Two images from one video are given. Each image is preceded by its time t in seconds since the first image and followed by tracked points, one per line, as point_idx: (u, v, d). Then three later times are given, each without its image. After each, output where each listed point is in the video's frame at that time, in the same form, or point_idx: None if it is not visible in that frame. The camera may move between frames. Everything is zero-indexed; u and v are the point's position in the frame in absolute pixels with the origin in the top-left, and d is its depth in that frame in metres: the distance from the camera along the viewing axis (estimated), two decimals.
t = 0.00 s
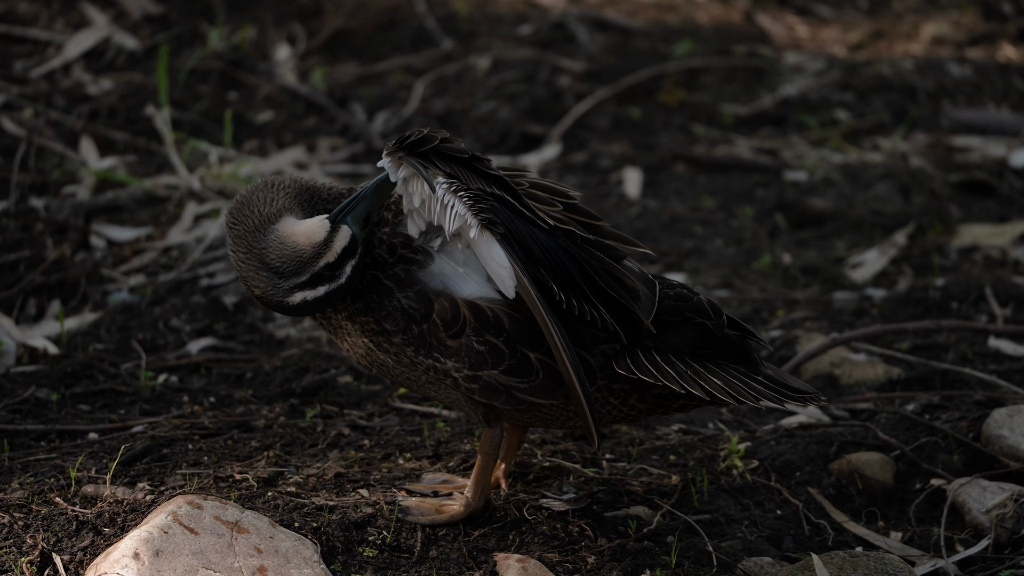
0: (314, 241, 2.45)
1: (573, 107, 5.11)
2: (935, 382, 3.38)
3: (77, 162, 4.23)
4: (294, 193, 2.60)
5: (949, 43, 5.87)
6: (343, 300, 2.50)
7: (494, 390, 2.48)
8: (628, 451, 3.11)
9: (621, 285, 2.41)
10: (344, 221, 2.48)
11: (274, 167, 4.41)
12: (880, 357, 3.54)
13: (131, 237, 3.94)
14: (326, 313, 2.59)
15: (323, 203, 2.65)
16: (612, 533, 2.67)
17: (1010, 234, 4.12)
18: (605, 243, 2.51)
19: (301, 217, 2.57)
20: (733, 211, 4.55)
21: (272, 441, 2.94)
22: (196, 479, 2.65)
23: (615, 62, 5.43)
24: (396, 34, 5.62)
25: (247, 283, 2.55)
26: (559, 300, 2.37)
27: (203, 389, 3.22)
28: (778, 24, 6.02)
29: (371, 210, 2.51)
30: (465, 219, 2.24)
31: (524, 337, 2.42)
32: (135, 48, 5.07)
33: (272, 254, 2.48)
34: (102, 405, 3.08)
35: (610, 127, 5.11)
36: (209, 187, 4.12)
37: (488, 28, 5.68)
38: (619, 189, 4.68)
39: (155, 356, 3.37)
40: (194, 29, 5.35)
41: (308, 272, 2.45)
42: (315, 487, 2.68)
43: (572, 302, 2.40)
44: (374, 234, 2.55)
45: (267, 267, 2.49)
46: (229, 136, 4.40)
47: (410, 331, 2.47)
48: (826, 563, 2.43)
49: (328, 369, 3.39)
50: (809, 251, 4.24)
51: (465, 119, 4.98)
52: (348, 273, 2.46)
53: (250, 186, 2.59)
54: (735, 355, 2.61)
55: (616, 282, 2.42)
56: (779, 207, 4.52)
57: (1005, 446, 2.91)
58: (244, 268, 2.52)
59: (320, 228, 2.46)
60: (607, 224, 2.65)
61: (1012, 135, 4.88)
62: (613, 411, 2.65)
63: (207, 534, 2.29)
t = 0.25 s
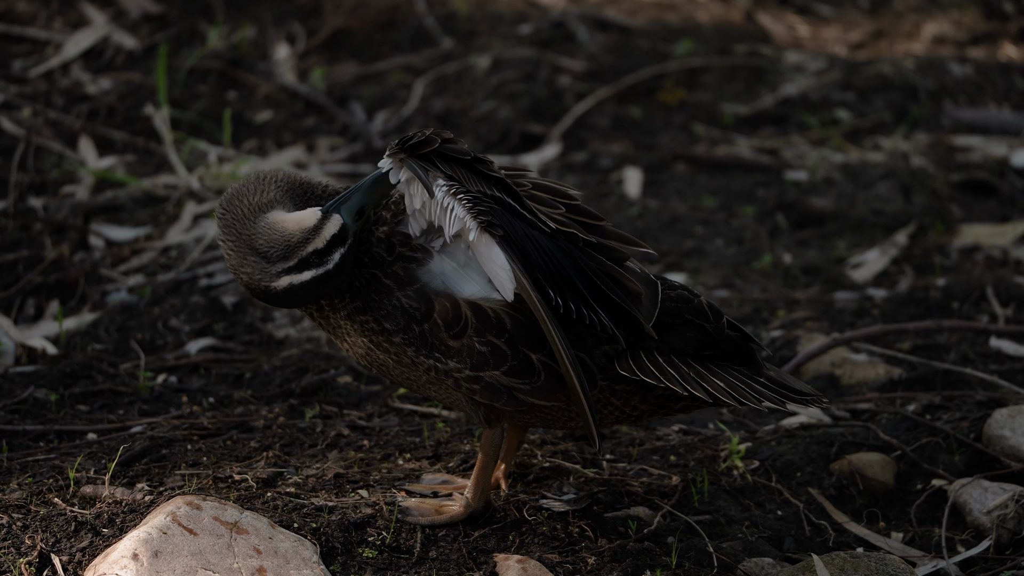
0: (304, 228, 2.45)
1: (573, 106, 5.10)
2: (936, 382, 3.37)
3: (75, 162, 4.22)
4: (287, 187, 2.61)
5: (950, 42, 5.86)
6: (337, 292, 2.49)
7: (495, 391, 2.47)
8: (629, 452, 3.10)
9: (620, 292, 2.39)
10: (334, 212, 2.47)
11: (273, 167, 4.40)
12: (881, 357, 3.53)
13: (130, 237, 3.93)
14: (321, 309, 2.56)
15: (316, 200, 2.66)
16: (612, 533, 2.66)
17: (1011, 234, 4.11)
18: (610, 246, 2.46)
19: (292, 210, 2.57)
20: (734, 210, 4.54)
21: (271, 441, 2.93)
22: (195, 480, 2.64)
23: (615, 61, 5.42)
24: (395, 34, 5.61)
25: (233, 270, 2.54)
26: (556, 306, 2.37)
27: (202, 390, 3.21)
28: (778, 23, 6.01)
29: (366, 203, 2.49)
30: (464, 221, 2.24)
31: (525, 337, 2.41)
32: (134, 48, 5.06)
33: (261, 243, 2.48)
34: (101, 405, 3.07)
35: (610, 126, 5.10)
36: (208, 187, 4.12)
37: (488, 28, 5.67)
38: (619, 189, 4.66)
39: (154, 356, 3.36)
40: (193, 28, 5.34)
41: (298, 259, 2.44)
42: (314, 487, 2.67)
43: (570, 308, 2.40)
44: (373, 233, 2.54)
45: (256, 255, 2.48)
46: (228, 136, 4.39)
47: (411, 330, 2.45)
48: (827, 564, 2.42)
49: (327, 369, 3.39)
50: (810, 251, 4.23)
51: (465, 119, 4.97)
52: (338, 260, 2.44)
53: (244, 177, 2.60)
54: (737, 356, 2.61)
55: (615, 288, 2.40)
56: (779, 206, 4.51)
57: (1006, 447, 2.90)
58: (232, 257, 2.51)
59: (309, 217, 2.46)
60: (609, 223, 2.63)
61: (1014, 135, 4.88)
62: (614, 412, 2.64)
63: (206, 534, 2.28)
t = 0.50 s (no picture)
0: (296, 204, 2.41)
1: (573, 106, 5.10)
2: (937, 382, 3.36)
3: (74, 162, 4.21)
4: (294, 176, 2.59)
5: (951, 42, 5.85)
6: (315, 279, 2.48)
7: (497, 392, 2.46)
8: (629, 452, 3.09)
9: (624, 290, 2.40)
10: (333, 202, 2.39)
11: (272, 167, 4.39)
12: (882, 357, 3.52)
13: (129, 237, 3.92)
14: (321, 309, 2.53)
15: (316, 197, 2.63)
16: (613, 534, 2.65)
17: (1012, 234, 4.10)
18: (611, 242, 2.46)
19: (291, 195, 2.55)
20: (734, 210, 4.53)
21: (270, 442, 2.92)
22: (194, 480, 2.63)
23: (615, 61, 5.42)
24: (395, 33, 5.60)
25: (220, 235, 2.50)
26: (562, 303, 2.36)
27: (202, 390, 3.20)
28: (779, 22, 6.01)
29: (366, 203, 2.37)
30: (463, 231, 2.22)
31: (528, 339, 2.41)
32: (133, 47, 5.05)
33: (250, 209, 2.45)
34: (100, 405, 3.06)
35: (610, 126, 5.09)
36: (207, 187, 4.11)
37: (488, 27, 5.67)
38: (619, 188, 4.65)
39: (153, 356, 3.35)
40: (192, 27, 5.33)
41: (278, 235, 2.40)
42: (313, 488, 2.66)
43: (575, 302, 2.39)
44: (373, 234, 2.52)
45: (241, 219, 2.44)
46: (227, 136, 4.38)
47: (413, 331, 2.44)
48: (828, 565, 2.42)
49: (327, 370, 3.38)
50: (811, 251, 4.23)
51: (465, 118, 4.96)
52: (319, 242, 2.38)
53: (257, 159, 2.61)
54: (739, 356, 2.61)
55: (619, 286, 2.40)
56: (780, 206, 4.50)
57: (1008, 447, 2.89)
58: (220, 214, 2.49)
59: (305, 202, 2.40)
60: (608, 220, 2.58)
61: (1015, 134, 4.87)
62: (616, 412, 2.63)
63: (205, 535, 2.27)
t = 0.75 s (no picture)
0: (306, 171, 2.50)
1: (573, 105, 5.09)
2: (938, 382, 3.35)
3: (73, 162, 4.21)
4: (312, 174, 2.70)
5: (952, 41, 5.84)
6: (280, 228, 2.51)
7: (500, 395, 2.44)
8: (630, 453, 3.08)
9: (626, 287, 2.39)
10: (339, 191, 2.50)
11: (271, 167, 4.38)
12: (883, 358, 3.51)
13: (128, 237, 3.91)
14: (320, 317, 2.57)
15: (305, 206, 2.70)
16: (613, 535, 2.64)
17: (1014, 234, 4.09)
18: (608, 237, 2.43)
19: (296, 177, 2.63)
20: (735, 210, 4.52)
21: (269, 442, 2.91)
22: (193, 480, 2.62)
23: (615, 60, 5.41)
24: (395, 32, 5.59)
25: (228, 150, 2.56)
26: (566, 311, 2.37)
27: (201, 390, 3.19)
28: (779, 21, 6.00)
29: (363, 209, 2.47)
30: (462, 247, 2.23)
31: (529, 340, 2.39)
32: (132, 47, 5.04)
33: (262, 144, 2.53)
34: (99, 405, 3.05)
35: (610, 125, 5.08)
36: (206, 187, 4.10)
37: (488, 26, 5.66)
38: (619, 188, 4.64)
39: (152, 356, 3.34)
40: (191, 27, 5.32)
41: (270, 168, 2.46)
42: (313, 489, 2.65)
43: (577, 310, 2.40)
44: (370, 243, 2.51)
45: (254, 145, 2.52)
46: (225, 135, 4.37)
47: (414, 336, 2.43)
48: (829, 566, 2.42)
49: (326, 370, 3.37)
50: (811, 250, 4.22)
51: (465, 118, 4.96)
52: (302, 195, 2.45)
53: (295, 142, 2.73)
54: (744, 352, 2.59)
55: (620, 283, 2.39)
56: (781, 206, 4.49)
57: (1009, 448, 2.88)
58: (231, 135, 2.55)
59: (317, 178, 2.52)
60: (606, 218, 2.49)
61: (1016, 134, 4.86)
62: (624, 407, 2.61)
63: (204, 536, 2.26)
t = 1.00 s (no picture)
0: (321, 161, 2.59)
1: (573, 105, 5.08)
2: (939, 382, 3.34)
3: (72, 161, 4.20)
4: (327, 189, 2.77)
5: (953, 40, 5.83)
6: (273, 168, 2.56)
7: (502, 393, 2.43)
8: (630, 453, 3.07)
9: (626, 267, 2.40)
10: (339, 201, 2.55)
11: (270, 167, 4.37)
12: (884, 358, 3.50)
13: (127, 237, 3.90)
14: (315, 316, 2.56)
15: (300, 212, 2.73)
16: (613, 536, 2.63)
17: (1015, 233, 4.08)
18: (605, 220, 2.46)
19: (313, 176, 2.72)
20: (735, 210, 4.51)
21: (268, 443, 2.90)
22: (192, 481, 2.61)
23: (615, 59, 5.40)
24: (394, 32, 5.59)
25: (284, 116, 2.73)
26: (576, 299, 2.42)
27: (200, 391, 3.18)
28: (780, 20, 5.99)
29: (338, 212, 2.47)
30: (468, 242, 2.27)
31: (532, 338, 2.39)
32: (130, 46, 5.03)
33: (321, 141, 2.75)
34: (97, 406, 3.04)
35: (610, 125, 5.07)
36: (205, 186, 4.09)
37: (488, 25, 5.65)
38: (619, 188, 4.63)
39: (151, 357, 3.33)
40: (190, 26, 5.32)
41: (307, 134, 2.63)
42: (312, 489, 2.64)
43: (589, 297, 2.43)
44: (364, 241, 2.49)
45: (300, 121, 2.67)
46: (224, 135, 4.37)
47: (414, 334, 2.42)
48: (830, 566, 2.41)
49: (326, 370, 3.36)
50: (812, 250, 4.21)
51: (465, 117, 4.95)
52: (307, 158, 2.53)
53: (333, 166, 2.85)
54: (747, 351, 2.57)
55: (621, 261, 2.40)
56: (782, 205, 4.48)
57: (1011, 448, 2.88)
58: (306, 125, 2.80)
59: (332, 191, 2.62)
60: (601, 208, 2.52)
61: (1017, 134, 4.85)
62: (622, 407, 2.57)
63: (203, 536, 2.25)
